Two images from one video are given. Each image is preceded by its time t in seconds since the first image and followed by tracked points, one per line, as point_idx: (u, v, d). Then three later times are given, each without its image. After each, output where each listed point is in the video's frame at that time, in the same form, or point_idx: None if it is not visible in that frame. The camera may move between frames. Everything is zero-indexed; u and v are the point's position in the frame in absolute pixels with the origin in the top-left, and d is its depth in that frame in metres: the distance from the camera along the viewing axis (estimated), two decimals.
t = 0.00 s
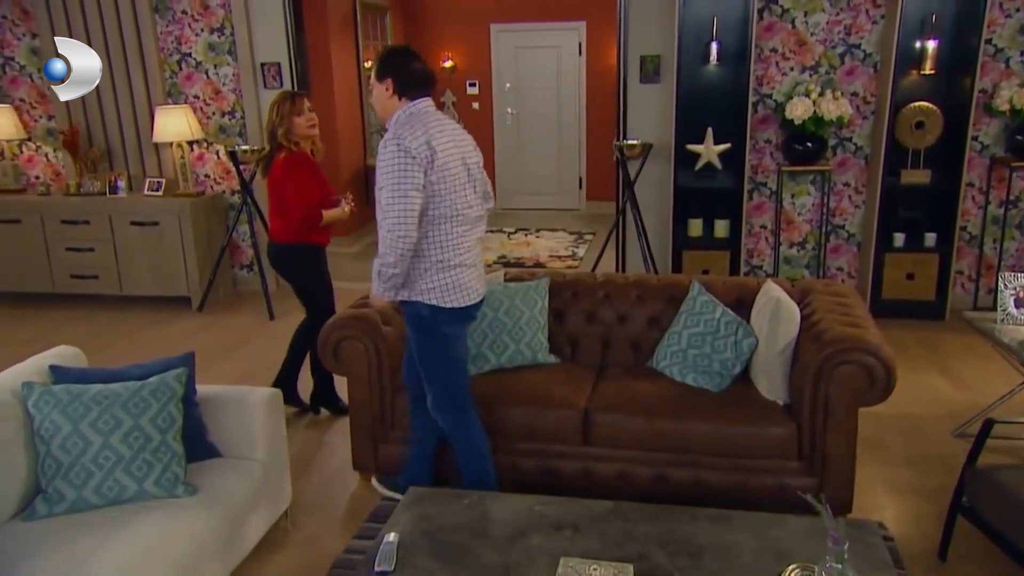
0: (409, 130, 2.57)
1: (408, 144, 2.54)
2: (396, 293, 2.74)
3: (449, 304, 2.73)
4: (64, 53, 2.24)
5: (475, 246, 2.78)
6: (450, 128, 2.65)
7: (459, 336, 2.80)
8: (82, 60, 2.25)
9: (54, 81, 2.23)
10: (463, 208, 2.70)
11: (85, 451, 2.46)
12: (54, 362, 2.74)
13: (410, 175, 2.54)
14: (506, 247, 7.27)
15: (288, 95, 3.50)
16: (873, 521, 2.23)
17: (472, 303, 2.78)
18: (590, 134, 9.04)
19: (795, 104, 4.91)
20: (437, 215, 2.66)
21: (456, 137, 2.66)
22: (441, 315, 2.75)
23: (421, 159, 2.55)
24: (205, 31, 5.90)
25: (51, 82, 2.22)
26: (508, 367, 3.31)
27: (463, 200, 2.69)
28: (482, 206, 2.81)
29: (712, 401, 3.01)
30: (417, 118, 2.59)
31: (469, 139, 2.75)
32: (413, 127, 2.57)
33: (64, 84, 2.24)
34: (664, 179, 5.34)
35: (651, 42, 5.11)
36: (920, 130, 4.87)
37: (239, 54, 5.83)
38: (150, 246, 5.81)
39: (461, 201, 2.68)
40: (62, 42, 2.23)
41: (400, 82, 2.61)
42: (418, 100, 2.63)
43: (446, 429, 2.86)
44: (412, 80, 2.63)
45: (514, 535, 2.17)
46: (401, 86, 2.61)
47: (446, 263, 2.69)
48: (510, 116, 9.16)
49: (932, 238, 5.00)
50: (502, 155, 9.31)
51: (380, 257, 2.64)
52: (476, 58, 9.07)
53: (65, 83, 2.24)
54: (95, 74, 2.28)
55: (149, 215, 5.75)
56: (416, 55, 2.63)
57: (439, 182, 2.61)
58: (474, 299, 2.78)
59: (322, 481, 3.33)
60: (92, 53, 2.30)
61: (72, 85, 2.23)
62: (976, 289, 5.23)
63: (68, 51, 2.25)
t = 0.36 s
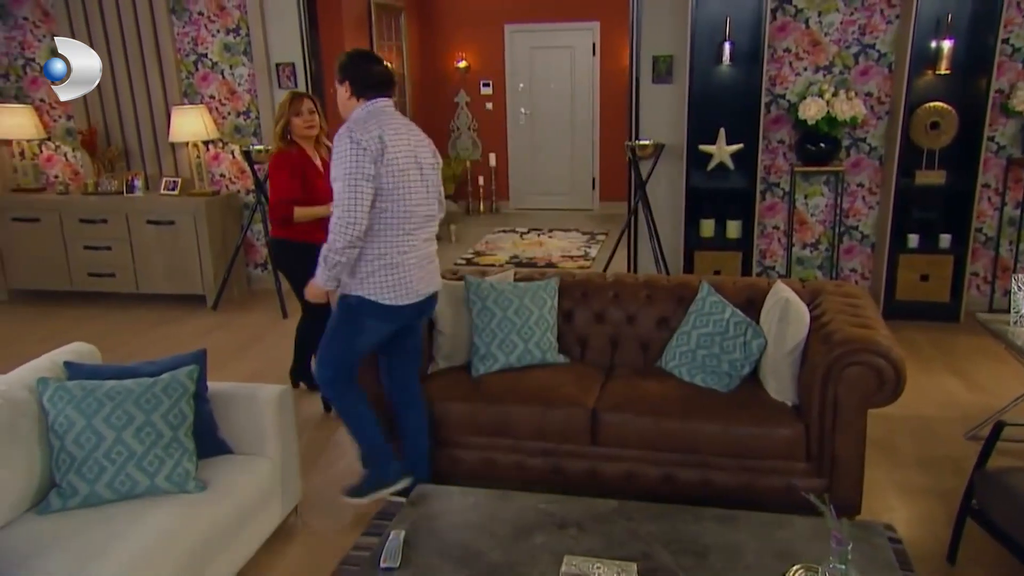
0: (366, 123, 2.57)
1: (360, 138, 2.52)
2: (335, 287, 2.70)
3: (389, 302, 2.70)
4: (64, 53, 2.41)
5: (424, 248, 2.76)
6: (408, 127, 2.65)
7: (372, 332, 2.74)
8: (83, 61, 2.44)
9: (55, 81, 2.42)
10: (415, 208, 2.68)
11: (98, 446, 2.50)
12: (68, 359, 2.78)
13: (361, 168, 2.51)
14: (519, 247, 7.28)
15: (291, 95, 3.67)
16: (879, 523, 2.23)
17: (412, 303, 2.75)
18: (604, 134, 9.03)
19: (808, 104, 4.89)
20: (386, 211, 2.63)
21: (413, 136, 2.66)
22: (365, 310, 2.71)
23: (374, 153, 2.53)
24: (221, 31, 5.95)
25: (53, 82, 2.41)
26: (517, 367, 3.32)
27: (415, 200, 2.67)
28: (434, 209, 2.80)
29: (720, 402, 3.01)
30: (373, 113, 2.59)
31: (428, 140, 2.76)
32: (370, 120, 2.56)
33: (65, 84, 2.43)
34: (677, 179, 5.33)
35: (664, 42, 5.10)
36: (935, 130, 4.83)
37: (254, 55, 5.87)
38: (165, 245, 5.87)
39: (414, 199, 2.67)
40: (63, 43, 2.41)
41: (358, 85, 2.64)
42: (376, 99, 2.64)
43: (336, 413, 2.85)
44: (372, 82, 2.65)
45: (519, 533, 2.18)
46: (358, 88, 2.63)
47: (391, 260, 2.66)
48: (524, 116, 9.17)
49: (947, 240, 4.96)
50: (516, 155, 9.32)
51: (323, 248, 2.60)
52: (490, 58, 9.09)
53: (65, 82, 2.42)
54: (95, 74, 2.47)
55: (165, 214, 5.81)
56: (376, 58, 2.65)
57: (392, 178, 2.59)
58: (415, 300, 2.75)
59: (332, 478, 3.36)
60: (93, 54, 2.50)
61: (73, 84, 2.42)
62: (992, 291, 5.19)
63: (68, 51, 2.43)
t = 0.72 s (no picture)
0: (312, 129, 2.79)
1: (299, 143, 2.75)
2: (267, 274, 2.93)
3: (318, 302, 2.87)
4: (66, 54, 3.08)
5: (362, 257, 2.90)
6: (358, 138, 2.84)
7: (315, 330, 2.95)
8: (81, 62, 3.10)
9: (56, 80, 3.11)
10: (350, 214, 2.84)
11: (120, 441, 2.55)
12: (92, 355, 2.83)
13: (293, 169, 2.73)
14: (537, 247, 7.29)
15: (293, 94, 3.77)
16: (896, 526, 2.21)
17: (342, 308, 2.90)
18: (624, 134, 9.01)
19: (829, 104, 4.86)
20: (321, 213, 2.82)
21: (361, 148, 2.84)
22: (303, 307, 2.92)
23: (309, 157, 2.75)
24: (243, 32, 6.02)
25: (56, 82, 3.06)
26: (533, 367, 3.33)
27: (351, 207, 2.84)
28: (379, 220, 2.96)
29: (737, 404, 3.00)
30: (321, 122, 2.79)
31: (382, 153, 2.93)
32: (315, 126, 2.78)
33: (65, 82, 3.06)
34: (696, 180, 5.31)
35: (684, 42, 5.08)
36: (958, 131, 4.78)
37: (276, 55, 5.92)
38: (187, 243, 5.93)
39: (350, 206, 2.84)
40: (65, 47, 3.08)
41: (318, 93, 2.81)
42: (331, 109, 2.83)
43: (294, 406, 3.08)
44: (335, 91, 2.83)
45: (533, 532, 2.20)
46: (319, 95, 2.79)
47: (319, 262, 2.84)
48: (543, 116, 9.18)
49: (971, 241, 4.91)
50: (535, 155, 9.33)
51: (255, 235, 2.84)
52: (510, 59, 9.11)
53: (67, 82, 3.07)
54: (93, 73, 3.12)
55: (187, 213, 5.88)
56: (339, 70, 2.82)
57: (327, 182, 2.79)
58: (345, 306, 2.90)
59: (350, 476, 3.39)
60: (90, 54, 3.15)
61: (74, 83, 3.07)
62: (1017, 294, 5.12)
63: (69, 52, 3.08)
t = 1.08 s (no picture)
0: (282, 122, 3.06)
1: (265, 135, 3.05)
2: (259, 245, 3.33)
3: (285, 282, 3.20)
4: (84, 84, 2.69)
5: (325, 245, 3.16)
6: (323, 133, 3.06)
7: (299, 313, 3.24)
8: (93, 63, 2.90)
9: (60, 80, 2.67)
10: (312, 204, 3.11)
11: (133, 438, 2.57)
12: (107, 353, 2.85)
13: (257, 160, 3.05)
14: (548, 248, 7.28)
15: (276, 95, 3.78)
16: (908, 528, 2.21)
17: (306, 292, 3.20)
18: (635, 134, 8.99)
19: (842, 104, 4.83)
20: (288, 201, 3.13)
21: (325, 142, 3.07)
22: (283, 290, 3.23)
23: (273, 149, 3.04)
24: (257, 33, 6.05)
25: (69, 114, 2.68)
26: (543, 367, 3.33)
27: (312, 198, 3.11)
28: (346, 211, 3.19)
29: (748, 405, 2.99)
30: (291, 116, 3.06)
31: (352, 146, 3.13)
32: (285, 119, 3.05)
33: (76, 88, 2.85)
34: (707, 181, 5.29)
35: (696, 42, 5.07)
36: (973, 132, 4.75)
37: (289, 55, 5.94)
38: (200, 242, 5.96)
39: (312, 197, 3.10)
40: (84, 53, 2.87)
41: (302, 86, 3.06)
42: (305, 103, 3.08)
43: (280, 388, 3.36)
44: (313, 84, 3.07)
45: (541, 532, 2.20)
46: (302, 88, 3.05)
47: (287, 246, 3.17)
48: (554, 116, 9.17)
49: (985, 242, 4.87)
50: (546, 155, 9.33)
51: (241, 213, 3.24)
52: (522, 59, 9.11)
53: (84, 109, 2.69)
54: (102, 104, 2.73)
55: (200, 212, 5.91)
56: (322, 63, 3.05)
57: (288, 173, 3.08)
58: (309, 290, 3.19)
59: (359, 474, 3.40)
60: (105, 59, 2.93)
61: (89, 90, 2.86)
62: None
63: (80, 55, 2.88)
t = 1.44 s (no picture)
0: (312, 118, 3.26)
1: (296, 131, 3.25)
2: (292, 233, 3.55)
3: (310, 267, 3.40)
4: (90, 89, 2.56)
5: (345, 233, 3.34)
6: (349, 129, 3.24)
7: (313, 294, 3.46)
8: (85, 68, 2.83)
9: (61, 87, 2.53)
10: (335, 196, 3.29)
11: (139, 436, 2.58)
12: (113, 352, 2.85)
13: (287, 154, 3.26)
14: (552, 248, 7.28)
15: (259, 93, 3.76)
16: (914, 529, 2.20)
17: (326, 275, 3.39)
18: (640, 134, 8.99)
19: (847, 104, 4.82)
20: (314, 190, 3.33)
21: (350, 137, 3.24)
22: (308, 274, 3.44)
23: (301, 142, 3.24)
24: (262, 32, 6.05)
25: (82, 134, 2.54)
26: (547, 366, 3.33)
27: (335, 189, 3.29)
28: (368, 203, 3.35)
29: (752, 405, 2.99)
30: (320, 113, 3.25)
31: (376, 142, 3.30)
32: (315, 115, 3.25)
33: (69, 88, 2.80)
34: (711, 181, 5.29)
35: (701, 42, 5.05)
36: (979, 132, 4.74)
37: (293, 54, 5.94)
38: (205, 242, 5.97)
39: (336, 189, 3.28)
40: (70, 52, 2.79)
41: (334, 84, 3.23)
42: (334, 101, 3.26)
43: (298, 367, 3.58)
44: (344, 82, 3.24)
45: (546, 531, 2.20)
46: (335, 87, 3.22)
47: (310, 233, 3.36)
48: (559, 116, 9.17)
49: (991, 242, 4.85)
50: (550, 155, 9.32)
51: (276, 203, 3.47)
52: (526, 58, 9.11)
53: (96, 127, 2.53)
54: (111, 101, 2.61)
55: (205, 211, 5.92)
56: (353, 63, 3.22)
57: (314, 166, 3.27)
58: (328, 274, 3.39)
59: (363, 473, 3.40)
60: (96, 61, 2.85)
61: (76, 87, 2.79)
62: None
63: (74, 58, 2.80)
